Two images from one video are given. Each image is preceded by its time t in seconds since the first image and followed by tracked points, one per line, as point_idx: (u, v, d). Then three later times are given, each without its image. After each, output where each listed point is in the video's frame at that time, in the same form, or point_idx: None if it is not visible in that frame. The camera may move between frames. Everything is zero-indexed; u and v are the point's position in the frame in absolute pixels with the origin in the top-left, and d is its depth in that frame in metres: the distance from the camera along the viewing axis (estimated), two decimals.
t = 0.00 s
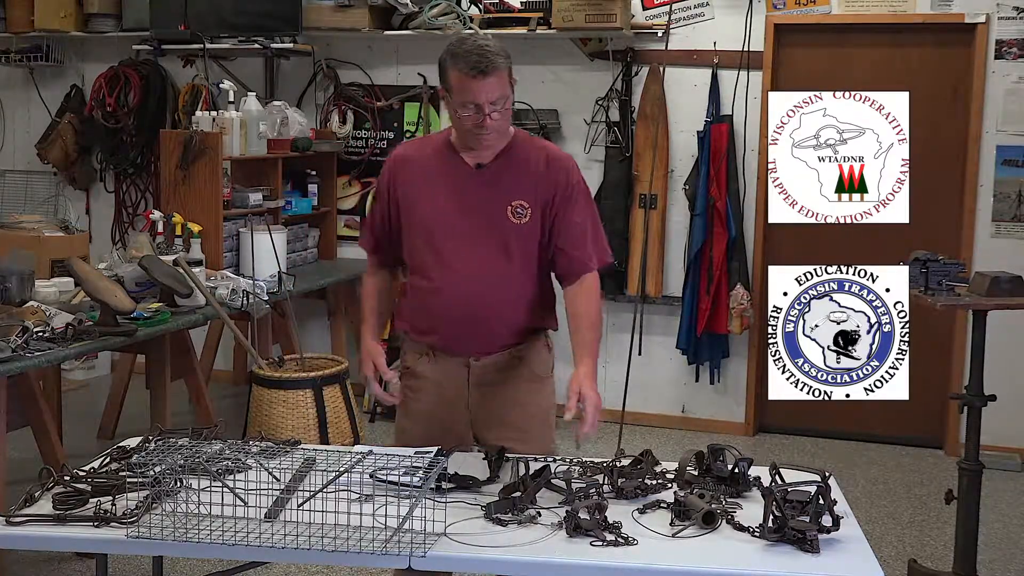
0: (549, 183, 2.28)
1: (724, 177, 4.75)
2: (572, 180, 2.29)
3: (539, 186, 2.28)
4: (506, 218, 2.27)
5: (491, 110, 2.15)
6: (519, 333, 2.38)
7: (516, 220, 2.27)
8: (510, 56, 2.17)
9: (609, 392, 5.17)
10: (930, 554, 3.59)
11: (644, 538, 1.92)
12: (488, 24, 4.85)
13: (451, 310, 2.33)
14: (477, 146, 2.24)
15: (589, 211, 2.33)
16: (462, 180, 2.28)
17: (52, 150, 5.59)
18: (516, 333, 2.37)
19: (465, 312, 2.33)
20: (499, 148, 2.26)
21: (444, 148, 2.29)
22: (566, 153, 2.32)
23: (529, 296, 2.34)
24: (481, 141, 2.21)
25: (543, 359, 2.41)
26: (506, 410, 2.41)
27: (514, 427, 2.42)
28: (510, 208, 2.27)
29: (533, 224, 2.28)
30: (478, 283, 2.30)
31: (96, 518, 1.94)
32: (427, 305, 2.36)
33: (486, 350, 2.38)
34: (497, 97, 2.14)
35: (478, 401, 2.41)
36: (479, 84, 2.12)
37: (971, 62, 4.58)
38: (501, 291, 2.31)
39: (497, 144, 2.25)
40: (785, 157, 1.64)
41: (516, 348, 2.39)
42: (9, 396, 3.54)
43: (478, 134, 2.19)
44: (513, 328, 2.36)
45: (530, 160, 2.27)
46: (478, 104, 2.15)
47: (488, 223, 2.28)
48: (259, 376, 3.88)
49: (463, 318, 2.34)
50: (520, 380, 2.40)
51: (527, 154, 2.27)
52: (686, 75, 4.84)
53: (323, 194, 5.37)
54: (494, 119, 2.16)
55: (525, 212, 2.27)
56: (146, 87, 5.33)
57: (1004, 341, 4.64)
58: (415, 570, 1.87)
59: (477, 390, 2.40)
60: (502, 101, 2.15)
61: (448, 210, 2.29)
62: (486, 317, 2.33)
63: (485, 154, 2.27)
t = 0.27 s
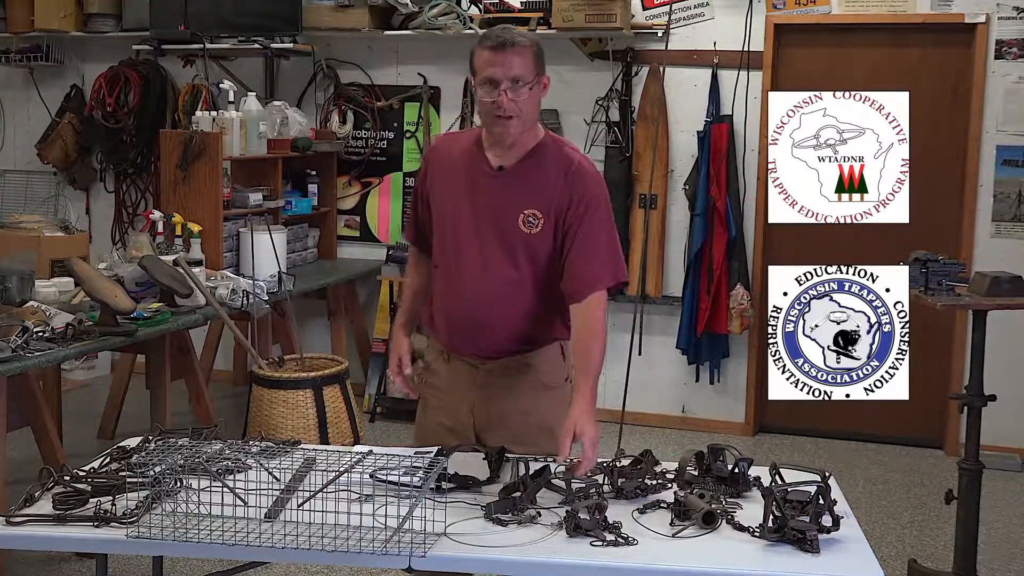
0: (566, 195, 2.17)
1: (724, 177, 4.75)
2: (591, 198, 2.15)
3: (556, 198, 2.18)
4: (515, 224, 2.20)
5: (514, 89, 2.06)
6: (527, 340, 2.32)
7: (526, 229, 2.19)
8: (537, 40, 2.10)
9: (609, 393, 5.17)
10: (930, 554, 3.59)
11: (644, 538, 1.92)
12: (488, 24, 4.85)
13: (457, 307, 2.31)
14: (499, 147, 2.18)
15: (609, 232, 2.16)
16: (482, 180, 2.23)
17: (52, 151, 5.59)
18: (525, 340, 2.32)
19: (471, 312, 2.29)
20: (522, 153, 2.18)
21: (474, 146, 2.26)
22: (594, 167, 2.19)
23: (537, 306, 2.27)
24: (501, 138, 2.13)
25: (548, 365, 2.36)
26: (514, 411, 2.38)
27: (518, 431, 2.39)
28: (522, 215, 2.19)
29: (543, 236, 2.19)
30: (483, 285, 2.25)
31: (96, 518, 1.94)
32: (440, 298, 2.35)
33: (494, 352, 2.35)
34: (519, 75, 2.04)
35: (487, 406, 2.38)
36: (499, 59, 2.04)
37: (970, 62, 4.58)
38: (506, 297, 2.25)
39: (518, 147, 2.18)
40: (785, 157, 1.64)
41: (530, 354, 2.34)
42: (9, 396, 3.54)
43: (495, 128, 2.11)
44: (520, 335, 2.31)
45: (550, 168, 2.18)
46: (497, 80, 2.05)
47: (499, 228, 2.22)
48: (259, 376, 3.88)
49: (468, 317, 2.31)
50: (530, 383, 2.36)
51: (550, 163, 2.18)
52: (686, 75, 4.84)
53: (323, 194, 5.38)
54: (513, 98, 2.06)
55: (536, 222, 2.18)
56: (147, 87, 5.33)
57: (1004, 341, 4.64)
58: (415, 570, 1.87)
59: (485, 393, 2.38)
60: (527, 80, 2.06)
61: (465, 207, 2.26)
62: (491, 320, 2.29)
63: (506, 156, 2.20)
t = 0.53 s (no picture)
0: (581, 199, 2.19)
1: (724, 177, 4.76)
2: (606, 203, 2.17)
3: (570, 201, 2.19)
4: (528, 225, 2.21)
5: (533, 85, 2.07)
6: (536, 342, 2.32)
7: (538, 230, 2.20)
8: (558, 39, 2.12)
9: (609, 393, 5.17)
10: (930, 554, 3.59)
11: (645, 538, 1.92)
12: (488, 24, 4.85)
13: (466, 306, 2.31)
14: (517, 147, 2.20)
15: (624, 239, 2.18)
16: (497, 179, 2.24)
17: (52, 151, 5.59)
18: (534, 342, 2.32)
19: (480, 311, 2.30)
20: (539, 153, 2.20)
21: (492, 145, 2.28)
22: (611, 173, 2.21)
23: (547, 309, 2.27)
24: (516, 134, 2.14)
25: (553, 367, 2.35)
26: (516, 412, 2.38)
27: (518, 431, 2.39)
28: (535, 217, 2.20)
29: (555, 238, 2.20)
30: (492, 284, 2.26)
31: (96, 519, 1.94)
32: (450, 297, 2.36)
33: (503, 353, 2.35)
34: (539, 72, 2.07)
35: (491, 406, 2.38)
36: (520, 56, 2.07)
37: (970, 62, 4.58)
38: (515, 298, 2.25)
39: (536, 147, 2.20)
40: (785, 157, 1.64)
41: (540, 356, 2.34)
42: (9, 396, 3.54)
43: (512, 124, 2.11)
44: (529, 337, 2.31)
45: (567, 170, 2.20)
46: (516, 76, 2.07)
47: (511, 228, 2.23)
48: (259, 376, 3.88)
49: (477, 316, 2.31)
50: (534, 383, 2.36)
51: (567, 165, 2.20)
52: (686, 75, 4.84)
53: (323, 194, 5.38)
54: (532, 95, 2.08)
55: (549, 224, 2.19)
56: (147, 87, 5.33)
57: (1004, 341, 4.64)
58: (415, 570, 1.87)
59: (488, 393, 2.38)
60: (547, 77, 2.07)
61: (479, 206, 2.27)
62: (499, 321, 2.29)
63: (522, 156, 2.22)
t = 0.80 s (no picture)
0: (593, 197, 2.25)
1: (724, 177, 4.76)
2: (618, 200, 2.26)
3: (584, 199, 2.25)
4: (542, 222, 2.25)
5: (544, 84, 2.13)
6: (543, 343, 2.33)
7: (553, 228, 2.24)
8: (570, 39, 2.19)
9: (609, 393, 5.17)
10: (930, 554, 3.59)
11: (645, 538, 1.92)
12: (488, 24, 4.85)
13: (475, 306, 2.31)
14: (529, 145, 2.24)
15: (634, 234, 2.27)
16: (507, 179, 2.27)
17: (52, 150, 5.59)
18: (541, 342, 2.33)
19: (490, 311, 2.30)
20: (551, 152, 2.25)
21: (498, 145, 2.30)
22: (620, 171, 2.29)
23: (556, 307, 2.30)
24: (527, 132, 2.19)
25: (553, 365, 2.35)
26: (516, 412, 2.37)
27: (519, 431, 2.39)
28: (549, 214, 2.25)
29: (569, 236, 2.25)
30: (504, 283, 2.28)
31: (95, 518, 1.94)
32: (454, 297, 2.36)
33: (508, 354, 2.35)
34: (551, 72, 2.13)
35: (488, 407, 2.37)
36: (533, 55, 2.13)
37: (970, 62, 4.58)
38: (527, 296, 2.28)
39: (546, 145, 2.24)
40: (785, 157, 1.64)
41: (540, 358, 2.34)
42: (9, 396, 3.54)
43: (522, 120, 2.17)
44: (536, 337, 2.32)
45: (579, 169, 2.25)
46: (529, 74, 2.13)
47: (525, 226, 2.26)
48: (259, 376, 3.88)
49: (485, 316, 2.31)
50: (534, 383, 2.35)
51: (578, 164, 2.25)
52: (686, 75, 4.84)
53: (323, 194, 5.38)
54: (543, 93, 2.14)
55: (563, 222, 2.24)
56: (147, 87, 5.34)
57: (1004, 341, 4.64)
58: (415, 570, 1.87)
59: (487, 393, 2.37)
60: (558, 77, 2.14)
61: (488, 206, 2.29)
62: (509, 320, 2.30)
63: (533, 155, 2.26)
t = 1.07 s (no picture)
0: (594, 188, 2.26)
1: (724, 177, 4.76)
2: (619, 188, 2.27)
3: (585, 192, 2.26)
4: (545, 215, 2.25)
5: (545, 84, 2.17)
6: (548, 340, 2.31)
7: (556, 222, 2.24)
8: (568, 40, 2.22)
9: (609, 393, 5.17)
10: (930, 554, 3.59)
11: (645, 538, 1.92)
12: (488, 24, 4.85)
13: (480, 304, 2.30)
14: (527, 143, 2.25)
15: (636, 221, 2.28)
16: (507, 177, 2.27)
17: (52, 150, 5.59)
18: (546, 340, 2.31)
19: (495, 311, 2.29)
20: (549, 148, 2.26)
21: (495, 144, 2.31)
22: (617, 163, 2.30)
23: (561, 300, 2.29)
24: (527, 130, 2.21)
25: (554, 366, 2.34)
26: (517, 410, 2.37)
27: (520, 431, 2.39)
28: (551, 209, 2.25)
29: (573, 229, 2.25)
30: (510, 279, 2.27)
31: (95, 519, 1.94)
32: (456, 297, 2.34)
33: (512, 354, 2.33)
34: (550, 72, 2.16)
35: (489, 406, 2.37)
36: (533, 56, 2.16)
37: (971, 62, 4.58)
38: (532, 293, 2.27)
39: (545, 141, 2.25)
40: (785, 157, 1.64)
41: (541, 356, 2.33)
42: (9, 396, 3.55)
43: (523, 119, 2.19)
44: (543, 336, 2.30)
45: (576, 164, 2.26)
46: (530, 75, 2.16)
47: (527, 222, 2.25)
48: (260, 376, 3.88)
49: (490, 315, 2.29)
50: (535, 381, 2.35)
51: (576, 158, 2.26)
52: (686, 75, 4.84)
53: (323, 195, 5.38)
54: (544, 93, 2.17)
55: (566, 215, 2.24)
56: (147, 87, 5.34)
57: (1004, 341, 4.64)
58: (415, 570, 1.87)
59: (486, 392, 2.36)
60: (558, 76, 2.17)
61: (488, 204, 2.29)
62: (515, 318, 2.29)
63: (532, 151, 2.26)
